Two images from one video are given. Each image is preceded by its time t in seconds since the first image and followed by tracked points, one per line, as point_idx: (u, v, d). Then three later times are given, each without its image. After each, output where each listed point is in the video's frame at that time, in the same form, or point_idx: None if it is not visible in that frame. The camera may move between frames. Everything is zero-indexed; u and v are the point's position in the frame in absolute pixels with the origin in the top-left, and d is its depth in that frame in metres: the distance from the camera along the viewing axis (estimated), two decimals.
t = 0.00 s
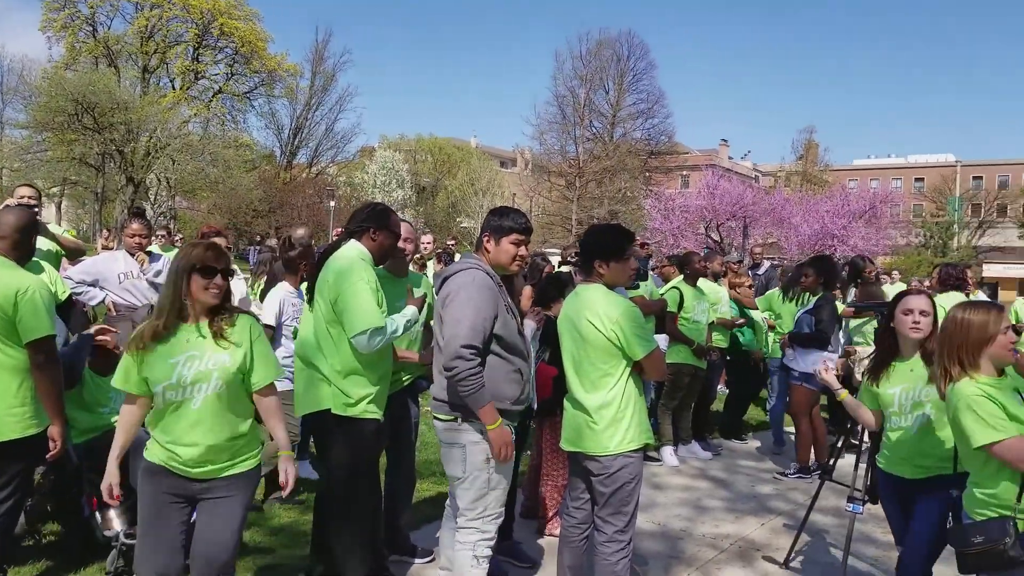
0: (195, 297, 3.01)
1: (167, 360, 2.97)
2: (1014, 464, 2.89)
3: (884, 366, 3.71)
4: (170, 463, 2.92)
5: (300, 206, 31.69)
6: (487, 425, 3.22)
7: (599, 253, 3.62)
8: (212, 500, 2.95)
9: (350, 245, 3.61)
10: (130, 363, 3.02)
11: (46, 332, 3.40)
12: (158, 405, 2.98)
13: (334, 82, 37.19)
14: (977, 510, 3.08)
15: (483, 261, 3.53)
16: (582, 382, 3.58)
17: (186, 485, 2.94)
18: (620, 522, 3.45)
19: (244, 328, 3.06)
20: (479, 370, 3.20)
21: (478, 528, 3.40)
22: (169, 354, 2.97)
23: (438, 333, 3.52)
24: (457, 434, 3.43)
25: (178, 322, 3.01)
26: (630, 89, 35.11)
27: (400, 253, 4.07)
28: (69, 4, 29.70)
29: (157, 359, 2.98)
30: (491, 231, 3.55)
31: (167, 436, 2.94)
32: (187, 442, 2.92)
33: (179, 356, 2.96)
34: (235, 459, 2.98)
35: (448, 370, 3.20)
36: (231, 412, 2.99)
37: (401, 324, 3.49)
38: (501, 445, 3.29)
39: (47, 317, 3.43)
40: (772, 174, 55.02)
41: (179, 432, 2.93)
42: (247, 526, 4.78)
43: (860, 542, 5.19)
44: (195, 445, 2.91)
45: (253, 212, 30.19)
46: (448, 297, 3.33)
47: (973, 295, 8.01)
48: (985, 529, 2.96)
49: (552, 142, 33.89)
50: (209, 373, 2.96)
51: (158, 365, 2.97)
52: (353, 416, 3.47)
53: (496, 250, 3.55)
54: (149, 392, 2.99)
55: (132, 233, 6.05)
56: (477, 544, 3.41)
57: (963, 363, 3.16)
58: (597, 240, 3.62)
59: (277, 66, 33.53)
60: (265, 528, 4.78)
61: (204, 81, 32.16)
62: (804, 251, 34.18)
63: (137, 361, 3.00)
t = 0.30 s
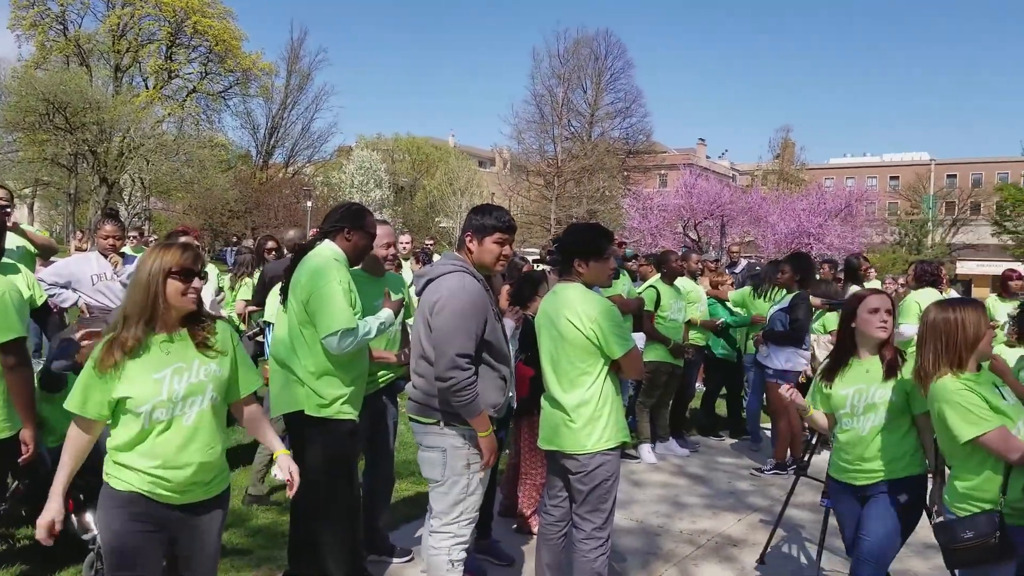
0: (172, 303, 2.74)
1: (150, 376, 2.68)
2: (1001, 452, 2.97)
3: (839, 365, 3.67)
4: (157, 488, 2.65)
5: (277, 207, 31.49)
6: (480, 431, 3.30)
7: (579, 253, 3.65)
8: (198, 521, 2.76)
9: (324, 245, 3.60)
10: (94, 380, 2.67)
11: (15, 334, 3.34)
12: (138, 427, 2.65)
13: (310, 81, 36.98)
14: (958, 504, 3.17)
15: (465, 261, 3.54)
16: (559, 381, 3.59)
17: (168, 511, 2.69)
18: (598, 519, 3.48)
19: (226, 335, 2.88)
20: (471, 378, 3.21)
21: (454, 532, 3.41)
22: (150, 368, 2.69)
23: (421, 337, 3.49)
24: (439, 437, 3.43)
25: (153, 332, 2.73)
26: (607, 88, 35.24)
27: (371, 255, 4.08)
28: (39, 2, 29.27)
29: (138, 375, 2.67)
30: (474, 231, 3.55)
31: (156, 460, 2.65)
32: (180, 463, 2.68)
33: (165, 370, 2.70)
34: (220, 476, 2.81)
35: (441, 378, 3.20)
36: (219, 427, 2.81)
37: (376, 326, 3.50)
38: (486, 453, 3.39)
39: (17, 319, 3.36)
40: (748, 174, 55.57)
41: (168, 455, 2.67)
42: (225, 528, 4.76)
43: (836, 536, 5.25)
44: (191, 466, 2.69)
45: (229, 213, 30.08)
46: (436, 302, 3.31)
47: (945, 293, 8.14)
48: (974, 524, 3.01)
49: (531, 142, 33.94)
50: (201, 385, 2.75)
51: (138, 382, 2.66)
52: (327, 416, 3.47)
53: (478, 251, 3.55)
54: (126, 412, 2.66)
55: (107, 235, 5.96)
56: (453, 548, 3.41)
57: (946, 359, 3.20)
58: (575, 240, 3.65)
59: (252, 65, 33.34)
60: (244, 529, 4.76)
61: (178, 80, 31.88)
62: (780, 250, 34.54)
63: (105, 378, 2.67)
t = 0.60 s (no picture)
0: (152, 303, 2.60)
1: (140, 381, 2.51)
2: (951, 446, 3.02)
3: (796, 356, 3.57)
4: (142, 507, 2.52)
5: (245, 206, 31.12)
6: (457, 429, 3.32)
7: (551, 251, 3.65)
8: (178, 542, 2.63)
9: (292, 244, 3.56)
10: (75, 392, 2.41)
11: None
12: (127, 439, 2.49)
13: (280, 79, 36.60)
14: (916, 492, 3.20)
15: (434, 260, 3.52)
16: (531, 378, 3.59)
17: (151, 533, 2.56)
18: (569, 516, 3.49)
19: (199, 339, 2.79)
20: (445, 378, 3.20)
21: (432, 533, 3.39)
22: (137, 375, 2.52)
23: (391, 338, 3.45)
24: (413, 438, 3.40)
25: (129, 337, 2.54)
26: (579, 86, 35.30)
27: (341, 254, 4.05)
28: None
29: (124, 380, 2.49)
30: (441, 229, 3.53)
31: (141, 475, 2.51)
32: (170, 476, 2.56)
33: (153, 376, 2.54)
34: (198, 490, 2.71)
35: (416, 378, 3.18)
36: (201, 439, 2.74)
37: (344, 324, 3.48)
38: (459, 447, 3.39)
39: None
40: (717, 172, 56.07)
41: (164, 467, 2.55)
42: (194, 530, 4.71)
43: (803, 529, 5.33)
44: (178, 478, 2.59)
45: (196, 212, 29.71)
46: (406, 302, 3.28)
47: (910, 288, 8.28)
48: (933, 512, 3.09)
49: (502, 140, 33.97)
50: (191, 390, 2.65)
51: (131, 390, 2.48)
52: (294, 417, 3.44)
53: (445, 250, 3.54)
54: (116, 422, 2.46)
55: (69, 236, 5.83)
56: (431, 549, 3.40)
57: (907, 356, 3.23)
58: (546, 238, 3.66)
59: (220, 63, 32.96)
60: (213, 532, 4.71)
61: (144, 78, 31.40)
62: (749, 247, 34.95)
63: (91, 390, 2.44)
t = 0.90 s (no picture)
0: (183, 313, 2.37)
1: (183, 396, 2.29)
2: (897, 435, 3.12)
3: (750, 351, 3.39)
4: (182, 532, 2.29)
5: (197, 204, 30.47)
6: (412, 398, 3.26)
7: (509, 250, 3.65)
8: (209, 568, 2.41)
9: (242, 241, 3.49)
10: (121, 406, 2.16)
11: None
12: (173, 457, 2.25)
13: (232, 74, 35.94)
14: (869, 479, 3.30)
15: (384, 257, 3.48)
16: (489, 376, 3.58)
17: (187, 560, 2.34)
18: (526, 514, 3.48)
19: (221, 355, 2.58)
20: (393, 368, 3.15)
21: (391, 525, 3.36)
22: (179, 389, 2.29)
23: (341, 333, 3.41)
24: (368, 434, 3.37)
25: (163, 349, 2.29)
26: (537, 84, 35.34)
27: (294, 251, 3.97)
28: None
29: (168, 395, 2.26)
30: (389, 225, 3.50)
31: (186, 495, 2.28)
32: (210, 496, 2.35)
33: (193, 391, 2.33)
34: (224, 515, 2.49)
35: (361, 369, 3.13)
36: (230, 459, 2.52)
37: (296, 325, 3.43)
38: (414, 411, 3.30)
39: None
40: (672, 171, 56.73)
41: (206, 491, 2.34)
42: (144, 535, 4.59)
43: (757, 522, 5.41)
44: (216, 496, 2.39)
45: (146, 209, 29.00)
46: (356, 296, 3.24)
47: (859, 284, 8.48)
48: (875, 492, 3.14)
49: (460, 138, 33.90)
50: (224, 406, 2.44)
51: (177, 406, 2.26)
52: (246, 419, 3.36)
53: (395, 247, 3.51)
54: (163, 442, 2.23)
55: (12, 232, 5.69)
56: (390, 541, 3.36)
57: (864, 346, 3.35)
58: (505, 237, 3.66)
59: (170, 57, 32.29)
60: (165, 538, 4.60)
61: (91, 72, 30.56)
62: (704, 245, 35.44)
63: (137, 404, 2.20)
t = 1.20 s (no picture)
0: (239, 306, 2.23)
1: (240, 396, 2.16)
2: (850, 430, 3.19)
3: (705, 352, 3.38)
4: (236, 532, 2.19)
5: (156, 199, 29.89)
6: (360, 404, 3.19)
7: (473, 246, 3.64)
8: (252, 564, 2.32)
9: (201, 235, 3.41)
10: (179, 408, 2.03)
11: None
12: (233, 457, 2.14)
13: (193, 66, 35.30)
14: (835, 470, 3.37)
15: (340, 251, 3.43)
16: (453, 373, 3.56)
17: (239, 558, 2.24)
18: (488, 511, 3.46)
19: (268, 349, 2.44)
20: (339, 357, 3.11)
21: (344, 518, 3.32)
22: (237, 389, 2.16)
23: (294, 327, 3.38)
24: (321, 431, 3.34)
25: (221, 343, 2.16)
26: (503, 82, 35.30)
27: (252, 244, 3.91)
28: None
29: (226, 394, 2.13)
30: (342, 221, 3.46)
31: (241, 497, 2.18)
32: (265, 496, 2.26)
33: (248, 390, 2.19)
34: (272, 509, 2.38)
35: (306, 359, 3.09)
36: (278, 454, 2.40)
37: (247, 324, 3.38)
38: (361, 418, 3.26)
39: None
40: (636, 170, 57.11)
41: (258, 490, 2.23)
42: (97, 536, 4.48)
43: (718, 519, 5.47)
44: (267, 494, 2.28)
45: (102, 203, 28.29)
46: (308, 288, 3.21)
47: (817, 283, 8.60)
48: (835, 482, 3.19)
49: (426, 134, 33.73)
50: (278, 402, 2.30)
51: (234, 407, 2.13)
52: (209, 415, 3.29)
53: (349, 241, 3.46)
54: (218, 443, 2.11)
55: None
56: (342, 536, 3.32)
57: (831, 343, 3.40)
58: (469, 233, 3.65)
59: (129, 48, 31.60)
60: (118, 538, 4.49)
61: (46, 62, 29.75)
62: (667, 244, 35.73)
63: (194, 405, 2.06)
